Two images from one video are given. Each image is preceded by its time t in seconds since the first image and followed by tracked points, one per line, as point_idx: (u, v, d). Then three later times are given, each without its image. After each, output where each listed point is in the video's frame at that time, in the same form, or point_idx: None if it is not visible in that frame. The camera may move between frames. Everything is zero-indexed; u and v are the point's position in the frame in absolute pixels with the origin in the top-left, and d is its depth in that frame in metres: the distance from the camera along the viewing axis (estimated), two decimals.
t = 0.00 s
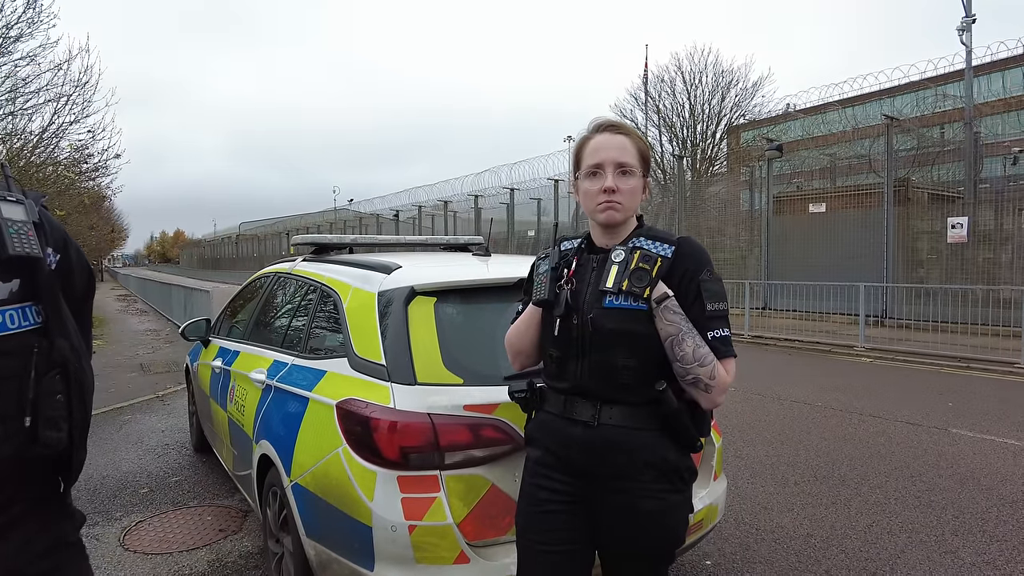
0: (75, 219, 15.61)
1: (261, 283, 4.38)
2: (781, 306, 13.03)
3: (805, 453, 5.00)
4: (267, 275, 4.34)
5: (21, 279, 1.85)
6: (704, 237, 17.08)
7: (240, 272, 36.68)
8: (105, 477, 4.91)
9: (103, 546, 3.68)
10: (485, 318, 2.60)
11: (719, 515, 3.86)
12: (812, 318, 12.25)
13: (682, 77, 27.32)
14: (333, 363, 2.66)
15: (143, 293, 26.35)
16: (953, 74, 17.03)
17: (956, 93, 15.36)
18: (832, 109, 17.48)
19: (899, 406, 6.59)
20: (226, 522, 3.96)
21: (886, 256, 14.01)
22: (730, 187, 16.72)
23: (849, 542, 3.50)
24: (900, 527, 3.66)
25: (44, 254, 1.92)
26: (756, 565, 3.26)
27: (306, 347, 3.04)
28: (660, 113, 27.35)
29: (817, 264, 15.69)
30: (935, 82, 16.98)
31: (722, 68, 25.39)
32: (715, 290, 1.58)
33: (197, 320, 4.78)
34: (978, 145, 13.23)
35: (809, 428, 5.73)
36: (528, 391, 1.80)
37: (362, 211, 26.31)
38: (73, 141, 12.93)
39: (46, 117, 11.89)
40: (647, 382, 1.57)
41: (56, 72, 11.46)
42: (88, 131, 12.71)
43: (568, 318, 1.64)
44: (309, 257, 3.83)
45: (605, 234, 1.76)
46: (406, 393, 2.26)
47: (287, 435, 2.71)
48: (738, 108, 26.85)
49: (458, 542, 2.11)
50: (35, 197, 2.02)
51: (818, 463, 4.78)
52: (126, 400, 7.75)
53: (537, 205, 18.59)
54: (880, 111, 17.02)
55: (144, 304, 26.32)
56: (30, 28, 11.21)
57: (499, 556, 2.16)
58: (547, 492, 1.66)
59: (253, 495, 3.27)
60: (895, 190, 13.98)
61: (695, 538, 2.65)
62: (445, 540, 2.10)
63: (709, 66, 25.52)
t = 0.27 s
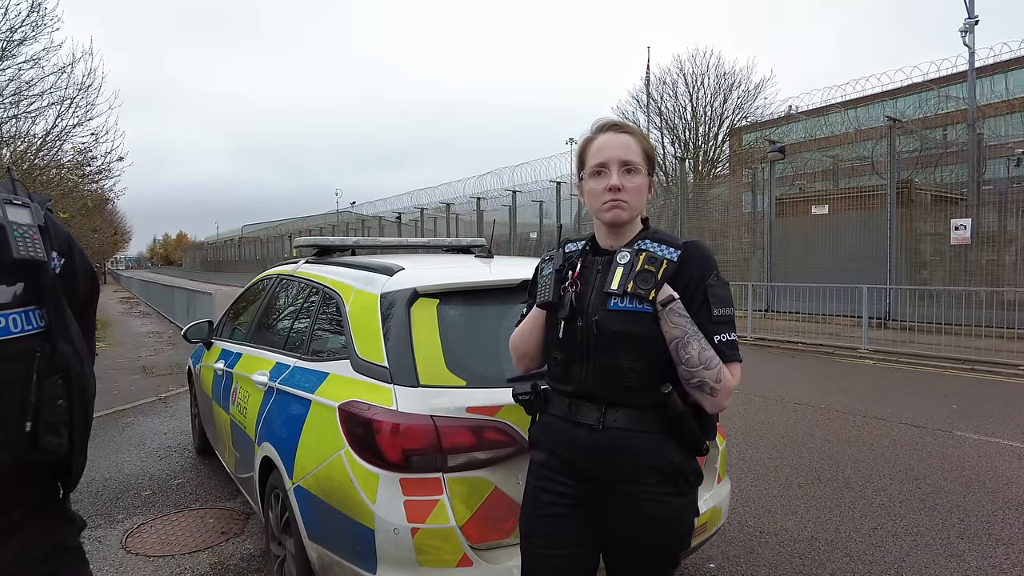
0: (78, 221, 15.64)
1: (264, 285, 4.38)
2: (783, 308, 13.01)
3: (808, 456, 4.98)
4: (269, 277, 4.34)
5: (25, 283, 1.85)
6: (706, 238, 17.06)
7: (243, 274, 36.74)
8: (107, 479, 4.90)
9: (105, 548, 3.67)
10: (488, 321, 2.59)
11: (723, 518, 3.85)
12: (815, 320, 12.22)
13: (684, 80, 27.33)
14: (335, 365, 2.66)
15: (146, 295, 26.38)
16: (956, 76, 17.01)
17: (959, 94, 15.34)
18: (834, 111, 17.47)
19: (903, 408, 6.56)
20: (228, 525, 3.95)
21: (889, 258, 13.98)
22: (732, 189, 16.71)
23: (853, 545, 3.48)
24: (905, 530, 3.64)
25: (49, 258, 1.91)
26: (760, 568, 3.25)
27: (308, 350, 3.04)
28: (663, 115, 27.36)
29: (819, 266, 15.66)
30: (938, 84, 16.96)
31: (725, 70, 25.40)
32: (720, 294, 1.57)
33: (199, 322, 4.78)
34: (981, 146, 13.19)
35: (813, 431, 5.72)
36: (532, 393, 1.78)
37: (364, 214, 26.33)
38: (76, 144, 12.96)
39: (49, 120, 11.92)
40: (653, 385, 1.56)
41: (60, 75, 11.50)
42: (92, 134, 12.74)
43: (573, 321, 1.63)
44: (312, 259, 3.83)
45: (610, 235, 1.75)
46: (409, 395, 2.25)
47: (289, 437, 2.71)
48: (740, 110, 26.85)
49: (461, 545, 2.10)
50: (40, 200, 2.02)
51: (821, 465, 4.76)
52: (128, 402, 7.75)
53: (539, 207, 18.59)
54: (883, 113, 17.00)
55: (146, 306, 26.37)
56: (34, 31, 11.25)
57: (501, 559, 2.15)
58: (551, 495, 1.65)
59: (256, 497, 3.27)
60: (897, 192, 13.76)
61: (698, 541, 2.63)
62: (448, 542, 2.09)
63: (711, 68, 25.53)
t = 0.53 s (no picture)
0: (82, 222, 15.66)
1: (265, 286, 4.37)
2: (787, 308, 12.99)
3: (812, 457, 4.96)
4: (271, 278, 4.34)
5: (29, 287, 1.85)
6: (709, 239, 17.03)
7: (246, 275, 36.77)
8: (109, 479, 4.90)
9: (107, 549, 3.67)
10: (491, 321, 2.58)
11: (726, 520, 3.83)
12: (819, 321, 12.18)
13: (687, 80, 27.30)
14: (337, 366, 2.65)
15: (149, 296, 26.41)
16: (960, 76, 16.96)
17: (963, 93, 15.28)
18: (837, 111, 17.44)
19: (907, 409, 6.53)
20: (229, 526, 3.94)
21: (893, 259, 13.94)
22: (735, 190, 16.68)
23: (858, 547, 3.46)
24: (909, 532, 3.62)
25: (53, 262, 1.91)
26: (763, 570, 3.23)
27: (310, 350, 3.03)
28: (665, 116, 27.33)
29: (823, 267, 15.63)
30: (942, 84, 16.91)
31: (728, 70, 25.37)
32: (726, 295, 1.56)
33: (201, 323, 4.79)
34: (986, 146, 13.15)
35: (817, 432, 5.69)
36: (535, 394, 1.77)
37: (367, 214, 26.35)
38: (79, 145, 12.99)
39: (53, 121, 11.95)
40: (658, 387, 1.54)
41: (63, 77, 11.53)
42: (95, 135, 12.76)
43: (577, 321, 1.62)
44: (314, 259, 3.82)
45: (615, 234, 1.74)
46: (412, 396, 2.24)
47: (290, 438, 2.70)
48: (743, 110, 26.82)
49: (463, 546, 2.09)
50: (46, 204, 2.02)
51: (825, 467, 4.74)
52: (131, 402, 7.76)
53: (542, 208, 18.58)
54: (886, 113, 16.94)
55: (150, 306, 26.43)
56: (37, 33, 11.28)
57: (504, 561, 2.13)
58: (553, 497, 1.63)
59: (257, 498, 3.26)
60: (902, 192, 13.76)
61: (702, 542, 2.62)
62: (450, 544, 2.08)
63: (713, 68, 25.51)
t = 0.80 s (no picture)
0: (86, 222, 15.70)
1: (268, 286, 4.38)
2: (790, 309, 12.97)
3: (816, 458, 4.95)
4: (274, 278, 4.35)
5: (33, 288, 1.85)
6: (712, 240, 17.01)
7: (249, 276, 36.85)
8: (112, 479, 4.91)
9: (110, 549, 3.67)
10: (493, 322, 2.59)
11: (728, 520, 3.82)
12: (822, 322, 12.16)
13: (690, 80, 27.27)
14: (339, 366, 2.65)
15: (153, 297, 26.47)
16: (964, 76, 16.91)
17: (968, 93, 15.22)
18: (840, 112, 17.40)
19: (911, 410, 6.51)
20: (232, 525, 3.95)
21: (896, 259, 13.90)
22: (738, 190, 16.65)
23: (861, 548, 3.45)
24: (912, 533, 3.61)
25: (58, 264, 1.92)
26: (765, 570, 3.23)
27: (313, 350, 3.03)
28: (668, 116, 27.30)
29: (826, 267, 15.60)
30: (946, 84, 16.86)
31: (731, 71, 25.33)
32: (729, 295, 1.55)
33: (204, 323, 4.81)
34: (990, 147, 13.10)
35: (820, 433, 5.68)
36: (537, 394, 1.77)
37: (370, 215, 26.38)
38: (83, 146, 13.03)
39: (57, 122, 11.99)
40: (660, 387, 1.54)
41: (67, 78, 11.56)
42: (99, 136, 12.80)
43: (579, 321, 1.61)
44: (317, 259, 3.83)
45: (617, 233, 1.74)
46: (414, 396, 2.25)
47: (293, 438, 2.70)
48: (746, 110, 26.78)
49: (465, 546, 2.09)
50: (51, 205, 2.02)
51: (828, 467, 4.73)
52: (135, 402, 7.78)
53: (544, 208, 18.57)
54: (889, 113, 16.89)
55: (153, 307, 26.50)
56: (42, 34, 11.32)
57: (505, 561, 2.14)
58: (555, 496, 1.63)
59: (260, 497, 3.26)
60: (905, 192, 13.73)
61: (704, 542, 2.62)
62: (452, 544, 2.08)
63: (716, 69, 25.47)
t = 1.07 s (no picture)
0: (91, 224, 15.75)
1: (273, 287, 4.40)
2: (794, 310, 12.94)
3: (820, 459, 4.95)
4: (279, 279, 4.36)
5: (43, 291, 1.86)
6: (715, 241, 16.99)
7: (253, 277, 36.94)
8: (117, 480, 4.93)
9: (116, 549, 3.69)
10: (498, 323, 2.59)
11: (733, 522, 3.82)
12: (826, 323, 12.13)
13: (693, 81, 27.24)
14: (344, 367, 2.66)
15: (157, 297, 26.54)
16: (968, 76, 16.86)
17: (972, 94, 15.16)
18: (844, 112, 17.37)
19: (916, 412, 6.49)
20: (237, 526, 3.96)
21: (900, 260, 13.87)
22: (742, 191, 16.63)
23: (865, 549, 3.45)
24: (917, 535, 3.61)
25: (67, 266, 1.93)
26: (770, 572, 3.23)
27: (318, 352, 3.04)
28: (671, 117, 27.28)
29: (830, 268, 15.58)
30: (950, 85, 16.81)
31: (734, 71, 25.30)
32: (734, 297, 1.56)
33: (209, 324, 4.82)
34: (995, 148, 13.00)
35: (824, 434, 5.67)
36: (542, 396, 1.77)
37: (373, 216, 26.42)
38: (88, 147, 13.09)
39: (62, 124, 12.05)
40: (665, 388, 1.54)
41: (72, 80, 11.62)
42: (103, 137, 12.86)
43: (585, 323, 1.62)
44: (321, 260, 3.83)
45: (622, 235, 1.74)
46: (419, 397, 2.25)
47: (298, 439, 2.71)
48: (750, 111, 26.74)
49: (470, 547, 2.10)
50: (59, 209, 2.03)
51: (832, 469, 4.72)
52: (140, 403, 7.81)
53: (548, 209, 18.58)
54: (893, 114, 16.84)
55: (157, 308, 26.58)
56: (47, 36, 11.37)
57: (510, 562, 2.14)
58: (561, 498, 1.64)
59: (265, 498, 3.28)
60: (909, 193, 13.92)
61: (709, 544, 2.62)
62: (457, 545, 2.09)
63: (720, 69, 25.44)
